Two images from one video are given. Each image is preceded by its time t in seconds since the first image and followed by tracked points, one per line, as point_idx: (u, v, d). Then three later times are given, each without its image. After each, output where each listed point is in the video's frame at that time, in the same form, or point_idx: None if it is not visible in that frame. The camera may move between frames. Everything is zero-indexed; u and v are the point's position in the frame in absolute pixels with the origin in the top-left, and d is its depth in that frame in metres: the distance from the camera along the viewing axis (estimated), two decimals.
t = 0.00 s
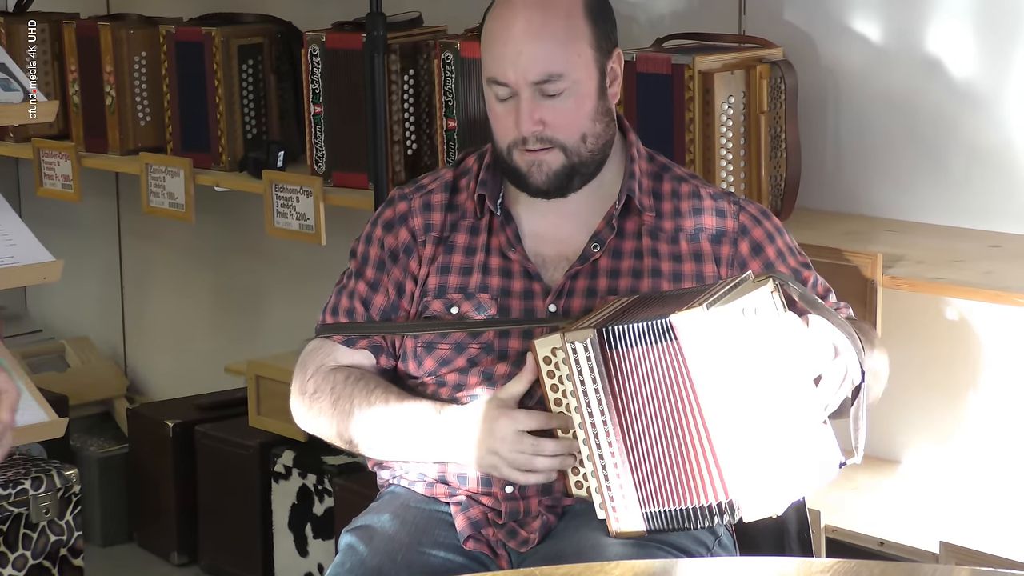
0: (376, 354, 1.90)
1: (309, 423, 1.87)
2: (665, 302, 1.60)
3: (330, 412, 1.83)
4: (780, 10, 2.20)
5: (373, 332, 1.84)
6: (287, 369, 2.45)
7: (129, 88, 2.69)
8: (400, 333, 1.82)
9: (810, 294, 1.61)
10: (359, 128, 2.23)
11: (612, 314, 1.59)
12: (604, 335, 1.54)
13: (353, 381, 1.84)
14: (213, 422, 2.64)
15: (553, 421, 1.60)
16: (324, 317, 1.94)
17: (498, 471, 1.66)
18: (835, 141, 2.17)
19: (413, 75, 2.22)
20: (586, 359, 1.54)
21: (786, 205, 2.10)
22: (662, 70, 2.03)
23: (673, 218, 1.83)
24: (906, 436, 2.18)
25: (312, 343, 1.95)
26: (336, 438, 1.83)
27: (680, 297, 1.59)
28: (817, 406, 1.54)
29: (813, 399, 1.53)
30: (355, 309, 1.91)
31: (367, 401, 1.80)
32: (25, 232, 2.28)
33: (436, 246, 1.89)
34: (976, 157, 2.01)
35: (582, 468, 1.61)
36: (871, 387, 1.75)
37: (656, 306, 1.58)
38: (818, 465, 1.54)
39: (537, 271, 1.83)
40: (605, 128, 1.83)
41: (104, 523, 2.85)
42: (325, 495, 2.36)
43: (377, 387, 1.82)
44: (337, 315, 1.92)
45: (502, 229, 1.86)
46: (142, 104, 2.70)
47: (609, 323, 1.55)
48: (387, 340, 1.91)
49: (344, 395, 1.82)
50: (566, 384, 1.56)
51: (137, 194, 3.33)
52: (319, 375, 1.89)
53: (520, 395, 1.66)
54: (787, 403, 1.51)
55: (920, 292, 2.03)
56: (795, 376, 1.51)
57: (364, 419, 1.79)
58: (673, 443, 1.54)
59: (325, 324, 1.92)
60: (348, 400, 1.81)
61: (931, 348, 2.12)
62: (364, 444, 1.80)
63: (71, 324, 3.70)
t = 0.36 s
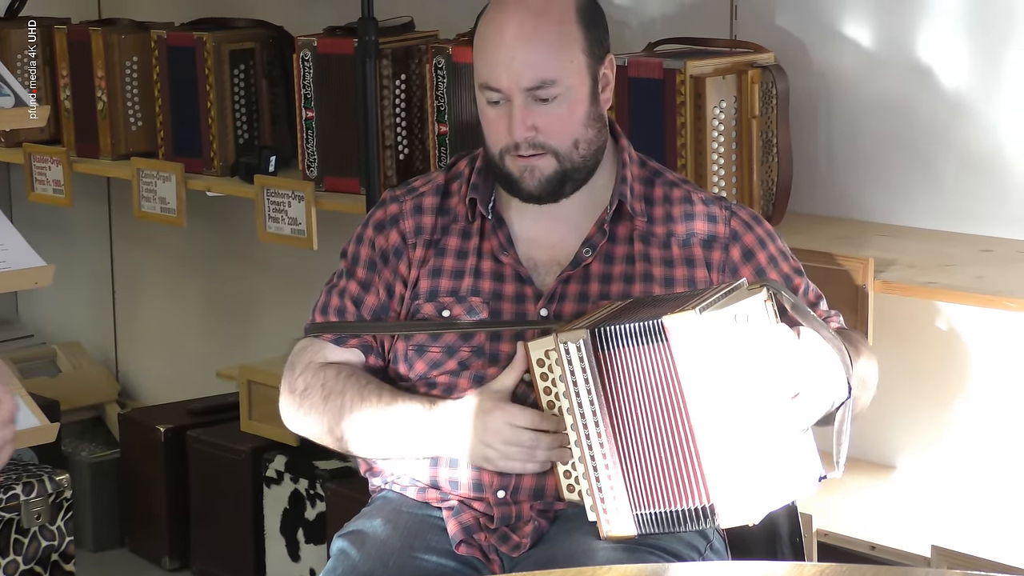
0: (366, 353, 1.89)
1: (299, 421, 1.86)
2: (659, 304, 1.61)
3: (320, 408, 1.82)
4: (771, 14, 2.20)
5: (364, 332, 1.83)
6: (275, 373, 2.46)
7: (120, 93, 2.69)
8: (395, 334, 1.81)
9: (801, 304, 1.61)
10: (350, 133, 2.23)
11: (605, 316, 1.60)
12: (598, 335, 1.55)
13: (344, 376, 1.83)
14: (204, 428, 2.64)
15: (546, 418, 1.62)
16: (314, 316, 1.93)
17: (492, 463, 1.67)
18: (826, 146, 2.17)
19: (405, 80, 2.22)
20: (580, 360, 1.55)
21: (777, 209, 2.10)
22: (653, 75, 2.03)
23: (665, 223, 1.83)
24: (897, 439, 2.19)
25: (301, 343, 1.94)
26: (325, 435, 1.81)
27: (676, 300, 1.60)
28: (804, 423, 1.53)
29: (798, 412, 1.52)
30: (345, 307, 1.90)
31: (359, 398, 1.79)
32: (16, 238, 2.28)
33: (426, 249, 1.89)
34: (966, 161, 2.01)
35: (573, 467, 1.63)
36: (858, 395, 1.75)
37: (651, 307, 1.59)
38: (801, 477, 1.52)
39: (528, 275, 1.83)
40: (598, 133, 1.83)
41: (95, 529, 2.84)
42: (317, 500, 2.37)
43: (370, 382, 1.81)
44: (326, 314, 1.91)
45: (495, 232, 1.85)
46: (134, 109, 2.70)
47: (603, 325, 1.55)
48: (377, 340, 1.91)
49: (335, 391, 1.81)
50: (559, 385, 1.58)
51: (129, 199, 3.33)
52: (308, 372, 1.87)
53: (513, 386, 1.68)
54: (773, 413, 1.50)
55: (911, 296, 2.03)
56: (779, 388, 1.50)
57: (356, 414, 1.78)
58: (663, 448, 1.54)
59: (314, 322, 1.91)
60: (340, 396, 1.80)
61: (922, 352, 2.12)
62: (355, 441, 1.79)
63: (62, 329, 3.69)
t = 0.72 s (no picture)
0: (357, 356, 1.88)
1: (287, 422, 1.86)
2: (644, 306, 1.61)
3: (308, 409, 1.81)
4: (758, 15, 2.20)
5: (355, 334, 1.83)
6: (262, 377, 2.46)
7: (106, 97, 2.69)
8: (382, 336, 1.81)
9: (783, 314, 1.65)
10: (336, 135, 2.23)
11: (592, 320, 1.59)
12: (584, 339, 1.53)
13: (332, 378, 1.83)
14: (191, 431, 2.63)
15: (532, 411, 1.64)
16: (304, 319, 1.92)
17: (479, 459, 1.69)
18: (812, 150, 2.18)
19: (392, 83, 2.22)
20: (568, 364, 1.54)
21: (764, 212, 2.11)
22: (640, 78, 2.03)
23: (653, 225, 1.83)
24: (882, 443, 2.19)
25: (290, 343, 1.93)
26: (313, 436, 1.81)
27: (662, 303, 1.60)
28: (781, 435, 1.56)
29: (775, 421, 1.55)
30: (336, 310, 1.89)
31: (345, 398, 1.79)
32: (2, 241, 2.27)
33: (415, 251, 1.88)
34: (952, 163, 2.02)
35: (559, 468, 1.62)
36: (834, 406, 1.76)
37: (634, 311, 1.59)
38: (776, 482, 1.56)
39: (517, 277, 1.83)
40: (587, 135, 1.83)
41: (81, 533, 2.83)
42: (304, 504, 2.36)
43: (357, 383, 1.81)
44: (316, 317, 1.90)
45: (483, 234, 1.86)
46: (120, 112, 2.70)
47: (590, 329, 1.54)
48: (368, 344, 1.89)
49: (322, 391, 1.81)
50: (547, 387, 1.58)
51: (115, 203, 3.32)
52: (295, 374, 1.87)
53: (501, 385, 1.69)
54: (755, 420, 1.52)
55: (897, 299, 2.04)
56: (760, 395, 1.53)
57: (343, 415, 1.78)
58: (648, 452, 1.53)
59: (304, 326, 1.90)
60: (327, 397, 1.80)
61: (908, 354, 2.13)
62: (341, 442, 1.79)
63: (47, 332, 3.68)
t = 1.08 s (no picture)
0: (349, 351, 1.87)
1: (274, 414, 1.85)
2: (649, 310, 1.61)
3: (296, 401, 1.81)
4: (747, 15, 2.21)
5: (350, 330, 1.81)
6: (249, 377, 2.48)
7: (96, 98, 2.68)
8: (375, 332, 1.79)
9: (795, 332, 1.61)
10: (324, 138, 2.23)
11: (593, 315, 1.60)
12: (586, 332, 1.54)
13: (320, 369, 1.82)
14: (181, 433, 2.63)
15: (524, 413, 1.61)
16: (299, 314, 1.92)
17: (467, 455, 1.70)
18: (801, 156, 2.18)
19: (381, 86, 2.23)
20: (565, 356, 1.55)
21: (753, 216, 2.11)
22: (630, 80, 2.03)
23: (644, 230, 1.82)
24: (872, 446, 2.19)
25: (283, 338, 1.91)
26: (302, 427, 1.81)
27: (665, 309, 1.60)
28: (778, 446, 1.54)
29: (770, 438, 1.52)
30: (331, 306, 1.89)
31: (332, 389, 1.79)
32: None
33: (406, 250, 1.88)
34: (939, 166, 2.02)
35: (550, 470, 1.61)
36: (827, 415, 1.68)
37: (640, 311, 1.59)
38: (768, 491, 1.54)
39: (508, 277, 1.83)
40: (581, 135, 1.82)
41: (71, 535, 2.83)
42: (294, 506, 2.36)
43: (345, 373, 1.81)
44: (313, 312, 1.90)
45: (476, 233, 1.84)
46: (110, 115, 2.70)
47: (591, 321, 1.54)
48: (361, 340, 1.89)
49: (309, 383, 1.81)
50: (543, 382, 1.57)
51: (104, 206, 3.33)
52: (284, 367, 1.86)
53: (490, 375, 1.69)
54: (756, 426, 1.51)
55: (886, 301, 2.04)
56: (766, 404, 1.51)
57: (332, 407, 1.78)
58: (645, 449, 1.55)
59: (301, 320, 1.89)
60: (315, 389, 1.80)
61: (897, 356, 2.13)
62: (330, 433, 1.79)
63: (38, 334, 3.68)
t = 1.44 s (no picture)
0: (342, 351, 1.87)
1: (264, 412, 1.84)
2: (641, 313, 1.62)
3: (285, 398, 1.80)
4: (737, 16, 2.21)
5: (343, 330, 1.81)
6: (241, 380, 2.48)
7: (84, 102, 2.68)
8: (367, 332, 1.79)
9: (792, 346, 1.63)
10: (313, 142, 2.23)
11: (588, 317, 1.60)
12: (579, 334, 1.55)
13: (311, 367, 1.82)
14: (169, 436, 2.63)
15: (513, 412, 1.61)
16: (293, 314, 1.90)
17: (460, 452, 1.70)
18: (792, 159, 2.19)
19: (370, 88, 2.23)
20: (558, 355, 1.55)
21: (743, 218, 2.11)
22: (619, 83, 2.04)
23: (640, 236, 1.81)
24: (861, 448, 2.20)
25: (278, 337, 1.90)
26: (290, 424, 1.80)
27: (655, 313, 1.62)
28: (776, 452, 1.54)
29: (768, 447, 1.52)
30: (323, 305, 1.88)
31: (321, 387, 1.78)
32: None
33: (400, 249, 1.87)
34: (929, 169, 2.02)
35: (540, 472, 1.60)
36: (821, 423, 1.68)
37: (634, 314, 1.61)
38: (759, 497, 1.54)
39: (502, 279, 1.81)
40: (578, 137, 1.81)
41: (60, 539, 2.83)
42: (283, 509, 2.36)
43: (335, 372, 1.81)
44: (305, 312, 1.88)
45: (471, 234, 1.83)
46: (98, 118, 2.70)
47: (585, 322, 1.55)
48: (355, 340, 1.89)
49: (299, 380, 1.80)
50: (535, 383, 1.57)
51: (93, 209, 3.32)
52: (277, 366, 1.85)
53: (479, 373, 1.69)
54: (752, 430, 1.51)
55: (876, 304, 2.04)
56: (764, 409, 1.52)
57: (321, 404, 1.77)
58: (639, 451, 1.55)
59: (295, 319, 1.88)
60: (305, 386, 1.79)
61: (887, 359, 2.14)
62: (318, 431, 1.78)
63: (25, 337, 3.67)
